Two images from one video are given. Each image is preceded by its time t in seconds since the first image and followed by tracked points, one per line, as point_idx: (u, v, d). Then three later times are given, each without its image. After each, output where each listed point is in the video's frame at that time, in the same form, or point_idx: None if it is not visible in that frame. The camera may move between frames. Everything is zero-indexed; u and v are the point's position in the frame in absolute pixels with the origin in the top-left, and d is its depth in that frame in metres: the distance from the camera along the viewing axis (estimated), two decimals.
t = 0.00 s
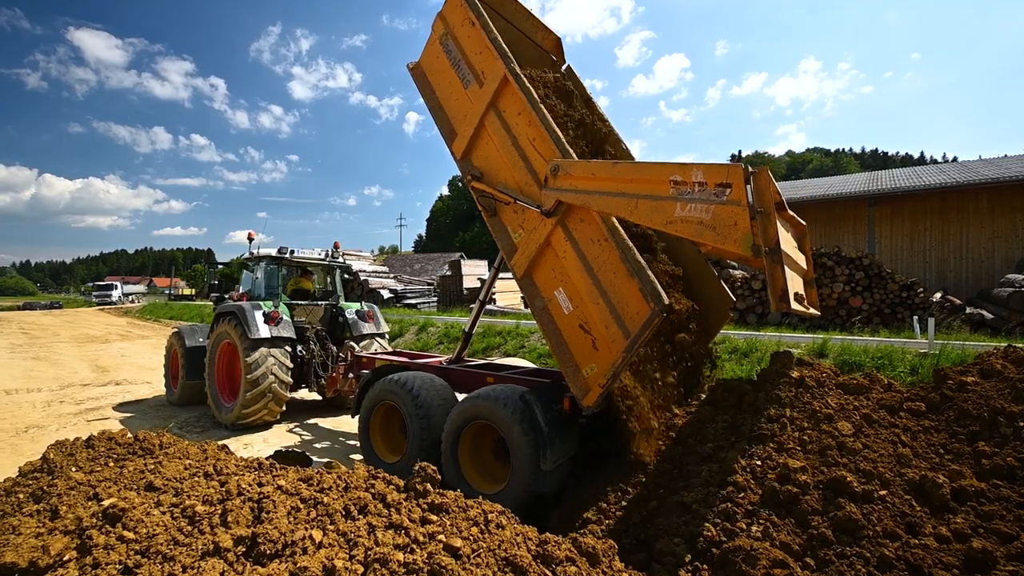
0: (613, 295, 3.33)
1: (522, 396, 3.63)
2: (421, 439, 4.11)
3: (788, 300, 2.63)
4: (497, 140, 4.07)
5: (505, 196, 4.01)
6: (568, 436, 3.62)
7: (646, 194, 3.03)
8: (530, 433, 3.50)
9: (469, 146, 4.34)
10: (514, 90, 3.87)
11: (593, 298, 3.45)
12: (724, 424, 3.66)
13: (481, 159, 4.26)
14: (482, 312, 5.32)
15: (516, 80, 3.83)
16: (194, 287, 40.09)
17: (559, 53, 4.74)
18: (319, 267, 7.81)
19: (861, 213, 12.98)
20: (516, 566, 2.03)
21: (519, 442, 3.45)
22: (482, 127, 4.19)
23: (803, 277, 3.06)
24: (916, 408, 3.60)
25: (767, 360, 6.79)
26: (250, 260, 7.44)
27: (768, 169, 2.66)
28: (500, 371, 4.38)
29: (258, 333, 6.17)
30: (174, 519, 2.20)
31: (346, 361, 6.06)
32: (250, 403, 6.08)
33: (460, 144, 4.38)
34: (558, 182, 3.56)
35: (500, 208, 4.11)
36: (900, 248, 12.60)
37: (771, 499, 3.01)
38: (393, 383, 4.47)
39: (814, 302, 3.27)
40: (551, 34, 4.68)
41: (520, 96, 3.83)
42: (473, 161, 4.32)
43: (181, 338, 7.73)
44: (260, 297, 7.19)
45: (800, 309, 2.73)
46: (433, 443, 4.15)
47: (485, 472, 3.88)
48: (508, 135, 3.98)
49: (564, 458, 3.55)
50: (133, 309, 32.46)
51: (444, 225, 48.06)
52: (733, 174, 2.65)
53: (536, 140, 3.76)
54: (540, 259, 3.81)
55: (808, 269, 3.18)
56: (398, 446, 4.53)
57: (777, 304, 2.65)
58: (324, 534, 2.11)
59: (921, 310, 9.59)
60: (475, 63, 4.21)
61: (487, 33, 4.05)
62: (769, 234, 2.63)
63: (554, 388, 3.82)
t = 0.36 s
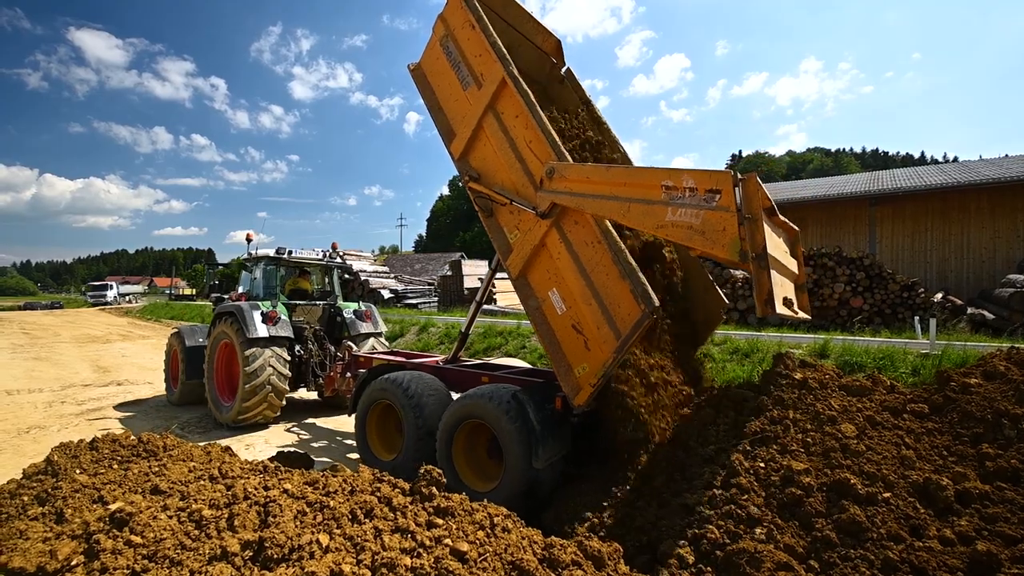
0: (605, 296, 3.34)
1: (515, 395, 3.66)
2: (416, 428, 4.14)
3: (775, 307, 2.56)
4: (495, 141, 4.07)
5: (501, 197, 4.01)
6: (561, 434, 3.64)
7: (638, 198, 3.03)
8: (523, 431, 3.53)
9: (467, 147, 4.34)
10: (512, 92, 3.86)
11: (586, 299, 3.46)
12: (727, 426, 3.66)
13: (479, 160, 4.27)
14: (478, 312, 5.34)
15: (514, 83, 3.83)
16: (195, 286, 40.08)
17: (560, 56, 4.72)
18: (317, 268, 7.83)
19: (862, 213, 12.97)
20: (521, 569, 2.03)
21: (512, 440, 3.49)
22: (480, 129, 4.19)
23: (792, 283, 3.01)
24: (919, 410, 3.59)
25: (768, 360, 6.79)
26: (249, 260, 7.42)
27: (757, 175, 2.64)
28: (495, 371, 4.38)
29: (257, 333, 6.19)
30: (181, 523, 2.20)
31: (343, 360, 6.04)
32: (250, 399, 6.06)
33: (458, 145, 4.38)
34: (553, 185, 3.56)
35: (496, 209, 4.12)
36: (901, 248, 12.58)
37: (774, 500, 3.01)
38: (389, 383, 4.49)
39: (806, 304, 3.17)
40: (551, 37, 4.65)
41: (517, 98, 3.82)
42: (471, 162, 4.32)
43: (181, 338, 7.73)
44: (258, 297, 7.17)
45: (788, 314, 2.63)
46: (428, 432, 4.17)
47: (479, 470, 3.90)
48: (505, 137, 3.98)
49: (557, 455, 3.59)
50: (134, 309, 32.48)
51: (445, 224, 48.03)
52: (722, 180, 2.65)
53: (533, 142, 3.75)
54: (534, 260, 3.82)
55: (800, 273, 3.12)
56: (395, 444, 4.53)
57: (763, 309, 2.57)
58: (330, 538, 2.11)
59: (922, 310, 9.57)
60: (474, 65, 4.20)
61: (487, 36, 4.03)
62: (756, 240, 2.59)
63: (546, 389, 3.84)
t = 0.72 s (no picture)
0: (595, 299, 3.35)
1: (507, 396, 3.69)
2: (410, 418, 4.16)
3: (758, 310, 2.58)
4: (487, 145, 4.06)
5: (494, 201, 4.01)
6: (552, 435, 3.68)
7: (627, 203, 3.04)
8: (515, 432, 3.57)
9: (460, 150, 4.34)
10: (504, 97, 3.85)
11: (576, 301, 3.46)
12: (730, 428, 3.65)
13: (472, 163, 4.26)
14: (474, 312, 5.35)
15: (505, 87, 3.82)
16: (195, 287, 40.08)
17: (554, 57, 4.74)
18: (315, 269, 7.84)
19: (863, 214, 12.96)
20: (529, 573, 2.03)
21: (505, 440, 3.55)
22: (473, 133, 4.18)
23: (782, 283, 3.06)
24: (923, 412, 3.58)
25: (769, 360, 6.78)
26: (248, 261, 7.41)
27: (743, 179, 2.63)
28: (490, 371, 4.41)
29: (256, 334, 6.20)
30: (190, 527, 2.20)
31: (341, 361, 6.06)
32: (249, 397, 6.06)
33: (451, 148, 4.38)
34: (544, 189, 3.56)
35: (488, 212, 4.12)
36: (902, 249, 12.57)
37: (779, 503, 3.00)
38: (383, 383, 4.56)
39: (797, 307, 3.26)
40: (544, 39, 4.66)
41: (508, 103, 3.81)
42: (464, 166, 4.32)
43: (182, 339, 7.73)
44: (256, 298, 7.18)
45: (774, 315, 2.67)
46: (423, 420, 4.18)
47: (474, 470, 3.94)
48: (497, 141, 3.97)
49: (548, 455, 3.63)
50: (135, 309, 32.50)
51: (445, 225, 48.01)
52: (708, 186, 2.65)
53: (524, 146, 3.75)
54: (526, 263, 3.82)
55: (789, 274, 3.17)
56: (394, 442, 4.52)
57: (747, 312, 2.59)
58: (339, 542, 2.10)
59: (924, 311, 9.55)
60: (466, 69, 4.19)
61: (479, 40, 4.03)
62: (741, 244, 2.59)
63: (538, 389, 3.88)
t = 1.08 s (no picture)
0: (587, 298, 3.36)
1: (501, 395, 3.72)
2: (404, 408, 4.21)
3: (745, 309, 2.59)
4: (482, 147, 4.05)
5: (488, 203, 4.01)
6: (546, 433, 3.70)
7: (616, 204, 3.03)
8: (508, 429, 3.60)
9: (455, 152, 4.34)
10: (497, 100, 3.86)
11: (569, 300, 3.47)
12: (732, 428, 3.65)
13: (467, 165, 4.26)
14: (471, 311, 5.34)
15: (499, 90, 3.81)
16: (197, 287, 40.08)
17: (549, 59, 4.72)
18: (315, 270, 7.85)
19: (865, 214, 12.95)
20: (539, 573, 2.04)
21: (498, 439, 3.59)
22: (467, 135, 4.18)
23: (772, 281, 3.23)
24: (928, 413, 3.58)
25: (771, 361, 6.78)
26: (249, 261, 7.42)
27: (730, 180, 2.61)
28: (486, 369, 4.39)
29: (256, 334, 6.20)
30: (203, 528, 2.21)
31: (341, 360, 6.06)
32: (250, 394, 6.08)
33: (446, 150, 4.38)
34: (537, 190, 3.56)
35: (483, 214, 4.13)
36: (903, 249, 12.56)
37: (785, 503, 2.99)
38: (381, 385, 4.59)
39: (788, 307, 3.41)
40: (539, 42, 4.63)
41: (502, 105, 3.81)
42: (459, 168, 4.32)
43: (183, 339, 7.75)
44: (256, 298, 7.19)
45: (762, 313, 2.74)
46: (417, 408, 4.20)
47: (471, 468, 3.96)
48: (491, 143, 3.97)
49: (540, 453, 3.64)
50: (138, 309, 32.55)
51: (446, 225, 48.00)
52: (695, 187, 2.65)
53: (518, 148, 3.75)
54: (520, 263, 3.83)
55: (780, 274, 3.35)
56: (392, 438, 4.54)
57: (734, 311, 2.61)
58: (351, 543, 2.11)
59: (926, 311, 9.53)
60: (461, 72, 4.19)
61: (473, 44, 4.02)
62: (727, 244, 2.58)
63: (533, 387, 3.89)
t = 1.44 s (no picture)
0: (581, 295, 3.37)
1: (498, 391, 3.75)
2: (400, 400, 4.26)
3: (734, 305, 2.64)
4: (479, 148, 4.05)
5: (484, 202, 4.02)
6: (541, 430, 3.72)
7: (610, 203, 3.06)
8: (504, 425, 3.62)
9: (453, 153, 4.34)
10: (494, 102, 3.85)
11: (564, 299, 3.48)
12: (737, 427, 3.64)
13: (464, 166, 4.26)
14: (469, 311, 5.35)
15: (496, 92, 3.81)
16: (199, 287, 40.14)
17: (547, 61, 4.68)
18: (315, 269, 7.85)
19: (868, 213, 12.91)
20: (550, 569, 2.04)
21: (495, 435, 3.62)
22: (466, 136, 4.18)
23: (765, 282, 3.36)
24: (935, 412, 3.57)
25: (774, 360, 6.76)
26: (250, 260, 7.43)
27: (721, 180, 2.66)
28: (484, 367, 4.38)
29: (256, 333, 6.21)
30: (216, 523, 2.22)
31: (340, 359, 6.06)
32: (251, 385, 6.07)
33: (444, 151, 4.38)
34: (533, 190, 3.56)
35: (480, 213, 4.13)
36: (908, 249, 12.52)
37: (792, 503, 2.98)
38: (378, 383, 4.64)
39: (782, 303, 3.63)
40: (537, 44, 4.60)
41: (499, 107, 3.81)
42: (457, 168, 4.32)
43: (186, 338, 7.78)
44: (257, 297, 7.21)
45: (752, 310, 2.83)
46: (413, 397, 4.26)
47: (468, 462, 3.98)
48: (488, 144, 3.97)
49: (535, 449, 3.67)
50: (140, 309, 32.62)
51: (448, 224, 47.98)
52: (687, 185, 2.69)
53: (514, 149, 3.75)
54: (515, 261, 3.84)
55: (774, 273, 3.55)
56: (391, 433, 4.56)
57: (724, 306, 2.66)
58: (363, 539, 2.12)
59: (931, 310, 9.49)
60: (459, 74, 4.19)
61: (471, 46, 4.02)
62: (718, 241, 2.63)
63: (529, 384, 3.92)
